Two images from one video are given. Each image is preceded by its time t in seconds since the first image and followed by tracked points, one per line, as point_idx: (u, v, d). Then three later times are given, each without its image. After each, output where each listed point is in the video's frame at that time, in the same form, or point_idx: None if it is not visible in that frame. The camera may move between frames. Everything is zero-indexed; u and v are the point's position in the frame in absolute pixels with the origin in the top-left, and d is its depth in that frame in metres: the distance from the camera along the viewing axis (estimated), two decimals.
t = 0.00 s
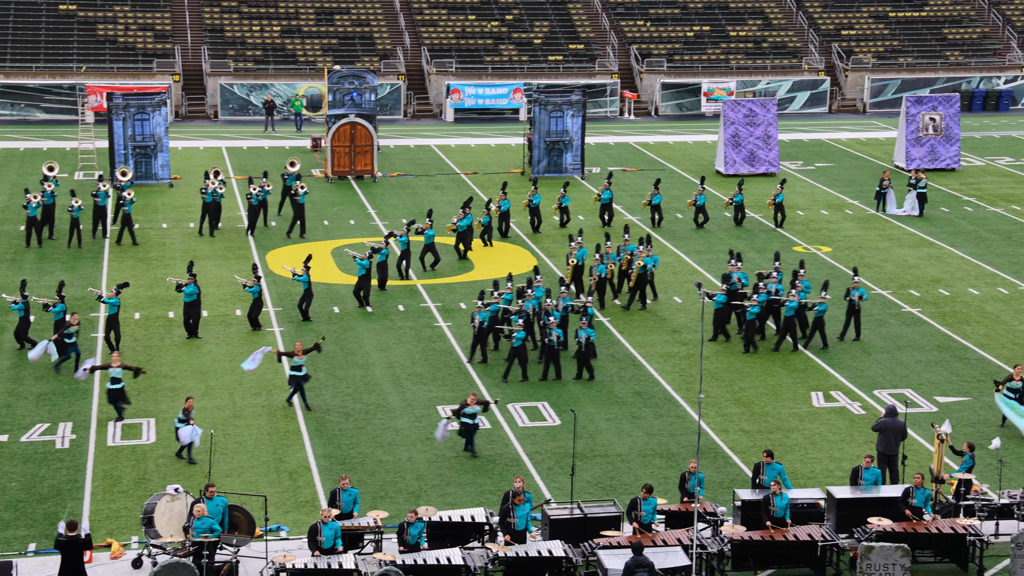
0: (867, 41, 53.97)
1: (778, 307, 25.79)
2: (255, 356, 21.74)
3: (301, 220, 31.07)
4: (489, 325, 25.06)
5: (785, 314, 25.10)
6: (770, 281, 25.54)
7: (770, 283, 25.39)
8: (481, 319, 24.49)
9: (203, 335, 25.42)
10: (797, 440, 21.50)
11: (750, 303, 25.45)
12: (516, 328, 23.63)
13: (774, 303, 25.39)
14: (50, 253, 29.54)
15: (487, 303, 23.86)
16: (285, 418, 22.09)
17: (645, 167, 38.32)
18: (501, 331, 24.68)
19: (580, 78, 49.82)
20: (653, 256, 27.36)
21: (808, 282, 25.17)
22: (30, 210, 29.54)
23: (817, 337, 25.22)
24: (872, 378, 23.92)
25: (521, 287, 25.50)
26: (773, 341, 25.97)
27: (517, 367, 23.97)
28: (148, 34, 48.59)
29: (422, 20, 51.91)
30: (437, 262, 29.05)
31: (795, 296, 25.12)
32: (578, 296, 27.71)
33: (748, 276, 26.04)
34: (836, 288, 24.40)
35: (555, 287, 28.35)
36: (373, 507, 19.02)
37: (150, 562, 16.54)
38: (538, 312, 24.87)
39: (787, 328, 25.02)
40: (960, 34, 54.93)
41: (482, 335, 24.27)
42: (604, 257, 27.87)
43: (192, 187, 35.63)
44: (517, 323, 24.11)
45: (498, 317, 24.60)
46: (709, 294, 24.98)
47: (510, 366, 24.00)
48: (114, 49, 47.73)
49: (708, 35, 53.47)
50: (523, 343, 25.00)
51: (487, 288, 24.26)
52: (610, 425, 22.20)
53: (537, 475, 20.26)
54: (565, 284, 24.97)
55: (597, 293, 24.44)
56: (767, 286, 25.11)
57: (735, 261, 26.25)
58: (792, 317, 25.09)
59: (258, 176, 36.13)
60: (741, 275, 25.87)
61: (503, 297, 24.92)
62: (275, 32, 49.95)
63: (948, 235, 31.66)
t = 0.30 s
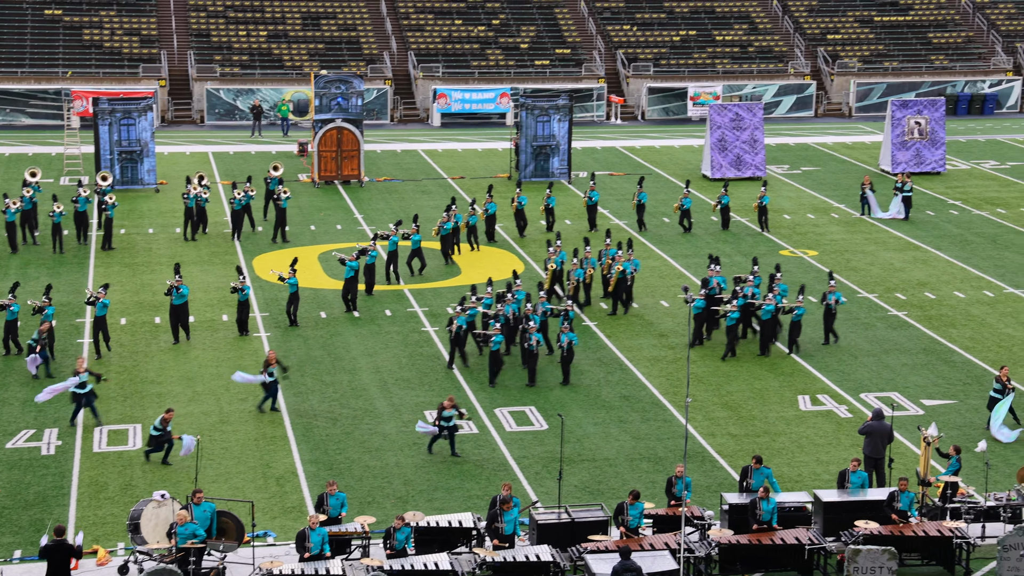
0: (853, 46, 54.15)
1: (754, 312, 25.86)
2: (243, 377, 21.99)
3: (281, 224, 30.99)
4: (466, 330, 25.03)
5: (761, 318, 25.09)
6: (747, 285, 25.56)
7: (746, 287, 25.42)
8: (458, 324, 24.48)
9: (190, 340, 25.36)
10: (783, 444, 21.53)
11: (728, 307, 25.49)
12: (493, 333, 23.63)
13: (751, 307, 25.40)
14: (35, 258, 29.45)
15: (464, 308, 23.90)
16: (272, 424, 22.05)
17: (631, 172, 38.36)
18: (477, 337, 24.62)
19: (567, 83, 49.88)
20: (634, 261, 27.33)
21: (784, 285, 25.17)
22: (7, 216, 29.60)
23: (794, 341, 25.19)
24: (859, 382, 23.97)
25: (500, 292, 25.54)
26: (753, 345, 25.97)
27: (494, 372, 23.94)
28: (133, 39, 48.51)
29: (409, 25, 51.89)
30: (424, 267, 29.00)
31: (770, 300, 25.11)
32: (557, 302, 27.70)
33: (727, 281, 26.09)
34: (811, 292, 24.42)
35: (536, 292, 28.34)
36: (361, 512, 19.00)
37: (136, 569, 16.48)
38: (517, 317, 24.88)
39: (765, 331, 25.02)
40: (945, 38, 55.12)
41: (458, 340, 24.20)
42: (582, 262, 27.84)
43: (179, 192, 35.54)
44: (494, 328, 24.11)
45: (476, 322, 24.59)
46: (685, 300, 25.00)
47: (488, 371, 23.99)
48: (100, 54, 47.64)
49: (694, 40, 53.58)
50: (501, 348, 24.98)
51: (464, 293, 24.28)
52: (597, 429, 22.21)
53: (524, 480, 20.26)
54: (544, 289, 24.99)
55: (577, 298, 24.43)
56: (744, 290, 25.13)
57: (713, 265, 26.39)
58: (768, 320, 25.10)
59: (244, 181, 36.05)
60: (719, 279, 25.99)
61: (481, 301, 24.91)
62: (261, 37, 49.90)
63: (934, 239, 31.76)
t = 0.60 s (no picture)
0: (836, 52, 54.34)
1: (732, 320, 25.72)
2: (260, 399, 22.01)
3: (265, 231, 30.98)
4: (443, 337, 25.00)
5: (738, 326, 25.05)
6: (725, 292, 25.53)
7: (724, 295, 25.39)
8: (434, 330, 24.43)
9: (174, 347, 25.28)
10: (768, 449, 21.57)
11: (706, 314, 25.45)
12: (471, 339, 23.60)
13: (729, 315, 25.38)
14: (18, 266, 29.34)
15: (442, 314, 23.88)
16: (257, 432, 21.99)
17: (616, 178, 38.40)
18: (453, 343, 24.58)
19: (551, 89, 49.90)
20: (614, 268, 27.32)
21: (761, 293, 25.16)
22: None
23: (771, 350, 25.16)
24: (844, 387, 24.01)
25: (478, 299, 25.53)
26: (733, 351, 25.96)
27: (472, 379, 23.92)
28: (116, 46, 48.40)
29: (393, 32, 51.87)
30: (407, 274, 28.98)
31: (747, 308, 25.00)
32: (535, 309, 27.68)
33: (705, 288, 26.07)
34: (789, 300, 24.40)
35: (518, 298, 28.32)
36: (346, 520, 18.97)
37: None
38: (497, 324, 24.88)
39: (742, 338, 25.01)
40: (927, 45, 55.32)
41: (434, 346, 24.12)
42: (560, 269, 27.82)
43: (163, 199, 35.45)
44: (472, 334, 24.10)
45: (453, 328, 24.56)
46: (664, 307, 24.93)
47: (466, 378, 23.97)
48: (83, 62, 47.52)
49: (679, 46, 53.69)
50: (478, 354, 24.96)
51: (442, 299, 24.24)
52: (582, 436, 22.22)
53: (510, 486, 20.25)
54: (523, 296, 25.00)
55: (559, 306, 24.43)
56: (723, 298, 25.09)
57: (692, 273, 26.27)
58: (746, 328, 25.07)
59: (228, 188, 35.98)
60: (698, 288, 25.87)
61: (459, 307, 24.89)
62: (245, 44, 49.83)
63: (917, 244, 31.87)
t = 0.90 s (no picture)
0: (819, 57, 54.46)
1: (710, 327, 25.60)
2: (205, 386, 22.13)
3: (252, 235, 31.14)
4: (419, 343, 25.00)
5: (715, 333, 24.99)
6: (701, 299, 25.50)
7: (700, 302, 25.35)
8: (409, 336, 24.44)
9: (158, 354, 25.24)
10: (753, 455, 21.60)
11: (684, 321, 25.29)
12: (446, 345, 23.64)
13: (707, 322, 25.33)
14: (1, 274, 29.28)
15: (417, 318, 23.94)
16: (241, 438, 21.97)
17: (601, 184, 38.44)
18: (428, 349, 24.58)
19: (535, 95, 49.93)
20: (593, 274, 27.34)
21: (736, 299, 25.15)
22: None
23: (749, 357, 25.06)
24: (828, 392, 24.05)
25: (456, 305, 25.59)
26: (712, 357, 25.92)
27: (448, 385, 23.93)
28: (99, 53, 48.34)
29: (377, 38, 51.89)
30: (390, 281, 28.95)
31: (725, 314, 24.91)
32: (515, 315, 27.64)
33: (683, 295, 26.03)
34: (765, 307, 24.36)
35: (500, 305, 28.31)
36: (331, 526, 18.95)
37: None
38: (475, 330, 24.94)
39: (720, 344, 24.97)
40: (910, 50, 55.52)
41: (408, 352, 24.08)
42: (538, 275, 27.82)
43: (146, 206, 35.39)
44: (448, 340, 24.11)
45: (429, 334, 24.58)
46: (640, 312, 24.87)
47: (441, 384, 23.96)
48: (65, 69, 47.43)
49: (662, 52, 53.79)
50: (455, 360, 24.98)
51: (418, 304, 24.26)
52: (567, 441, 22.23)
53: (494, 492, 20.25)
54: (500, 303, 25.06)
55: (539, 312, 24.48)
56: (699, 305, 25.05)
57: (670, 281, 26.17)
58: (723, 335, 25.00)
59: (212, 195, 35.96)
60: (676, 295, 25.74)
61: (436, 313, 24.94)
62: (228, 51, 49.81)
63: (901, 249, 31.95)
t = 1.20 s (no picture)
0: (804, 70, 54.64)
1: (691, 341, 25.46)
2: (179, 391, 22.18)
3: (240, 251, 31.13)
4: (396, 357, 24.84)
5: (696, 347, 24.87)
6: (681, 313, 25.40)
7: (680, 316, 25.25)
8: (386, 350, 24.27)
9: (144, 369, 25.16)
10: (740, 467, 21.61)
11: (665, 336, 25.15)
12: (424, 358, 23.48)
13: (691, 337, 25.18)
14: None
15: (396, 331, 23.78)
16: (227, 453, 21.90)
17: (586, 197, 38.47)
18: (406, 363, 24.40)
19: (521, 108, 49.96)
20: (576, 288, 27.24)
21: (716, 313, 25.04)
22: None
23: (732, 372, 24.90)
24: (814, 404, 24.08)
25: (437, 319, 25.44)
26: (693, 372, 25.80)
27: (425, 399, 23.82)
28: (85, 67, 48.28)
29: (363, 51, 51.91)
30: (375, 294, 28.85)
31: (706, 329, 24.77)
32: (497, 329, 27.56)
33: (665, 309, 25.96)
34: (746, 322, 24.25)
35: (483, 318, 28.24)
36: (317, 541, 18.89)
37: None
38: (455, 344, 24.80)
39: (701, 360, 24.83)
40: (894, 63, 55.76)
41: (385, 366, 23.91)
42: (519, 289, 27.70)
43: (132, 220, 35.32)
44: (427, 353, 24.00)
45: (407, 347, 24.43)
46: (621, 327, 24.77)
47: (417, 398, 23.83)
48: (51, 83, 47.32)
49: (648, 65, 53.91)
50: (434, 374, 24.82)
51: (397, 316, 24.09)
52: (554, 454, 22.21)
53: (482, 506, 20.21)
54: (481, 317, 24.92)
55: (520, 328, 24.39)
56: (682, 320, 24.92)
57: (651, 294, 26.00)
58: (705, 350, 24.90)
59: (198, 209, 35.91)
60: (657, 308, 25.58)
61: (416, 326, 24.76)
62: (214, 64, 49.77)
63: (886, 261, 32.03)
